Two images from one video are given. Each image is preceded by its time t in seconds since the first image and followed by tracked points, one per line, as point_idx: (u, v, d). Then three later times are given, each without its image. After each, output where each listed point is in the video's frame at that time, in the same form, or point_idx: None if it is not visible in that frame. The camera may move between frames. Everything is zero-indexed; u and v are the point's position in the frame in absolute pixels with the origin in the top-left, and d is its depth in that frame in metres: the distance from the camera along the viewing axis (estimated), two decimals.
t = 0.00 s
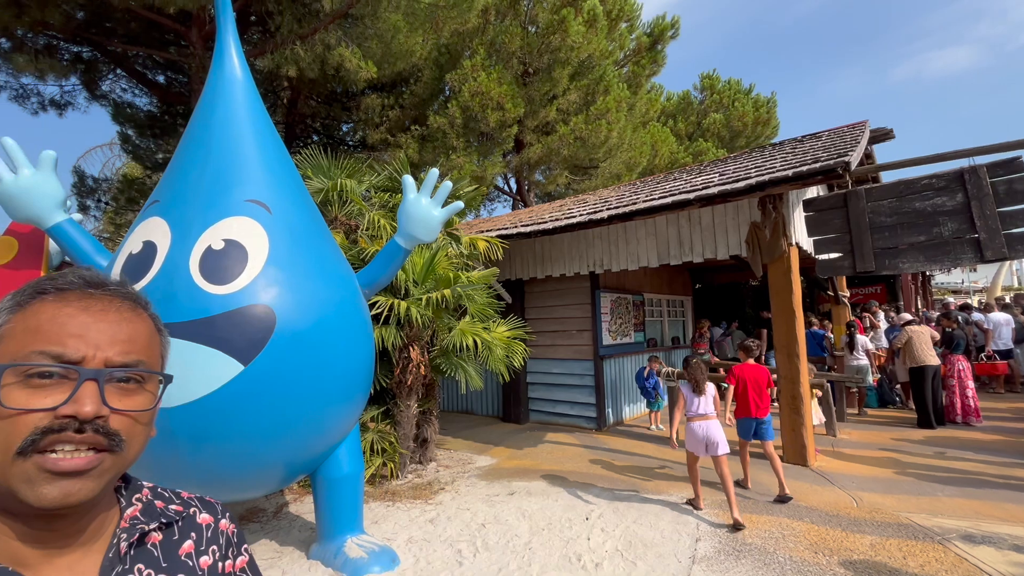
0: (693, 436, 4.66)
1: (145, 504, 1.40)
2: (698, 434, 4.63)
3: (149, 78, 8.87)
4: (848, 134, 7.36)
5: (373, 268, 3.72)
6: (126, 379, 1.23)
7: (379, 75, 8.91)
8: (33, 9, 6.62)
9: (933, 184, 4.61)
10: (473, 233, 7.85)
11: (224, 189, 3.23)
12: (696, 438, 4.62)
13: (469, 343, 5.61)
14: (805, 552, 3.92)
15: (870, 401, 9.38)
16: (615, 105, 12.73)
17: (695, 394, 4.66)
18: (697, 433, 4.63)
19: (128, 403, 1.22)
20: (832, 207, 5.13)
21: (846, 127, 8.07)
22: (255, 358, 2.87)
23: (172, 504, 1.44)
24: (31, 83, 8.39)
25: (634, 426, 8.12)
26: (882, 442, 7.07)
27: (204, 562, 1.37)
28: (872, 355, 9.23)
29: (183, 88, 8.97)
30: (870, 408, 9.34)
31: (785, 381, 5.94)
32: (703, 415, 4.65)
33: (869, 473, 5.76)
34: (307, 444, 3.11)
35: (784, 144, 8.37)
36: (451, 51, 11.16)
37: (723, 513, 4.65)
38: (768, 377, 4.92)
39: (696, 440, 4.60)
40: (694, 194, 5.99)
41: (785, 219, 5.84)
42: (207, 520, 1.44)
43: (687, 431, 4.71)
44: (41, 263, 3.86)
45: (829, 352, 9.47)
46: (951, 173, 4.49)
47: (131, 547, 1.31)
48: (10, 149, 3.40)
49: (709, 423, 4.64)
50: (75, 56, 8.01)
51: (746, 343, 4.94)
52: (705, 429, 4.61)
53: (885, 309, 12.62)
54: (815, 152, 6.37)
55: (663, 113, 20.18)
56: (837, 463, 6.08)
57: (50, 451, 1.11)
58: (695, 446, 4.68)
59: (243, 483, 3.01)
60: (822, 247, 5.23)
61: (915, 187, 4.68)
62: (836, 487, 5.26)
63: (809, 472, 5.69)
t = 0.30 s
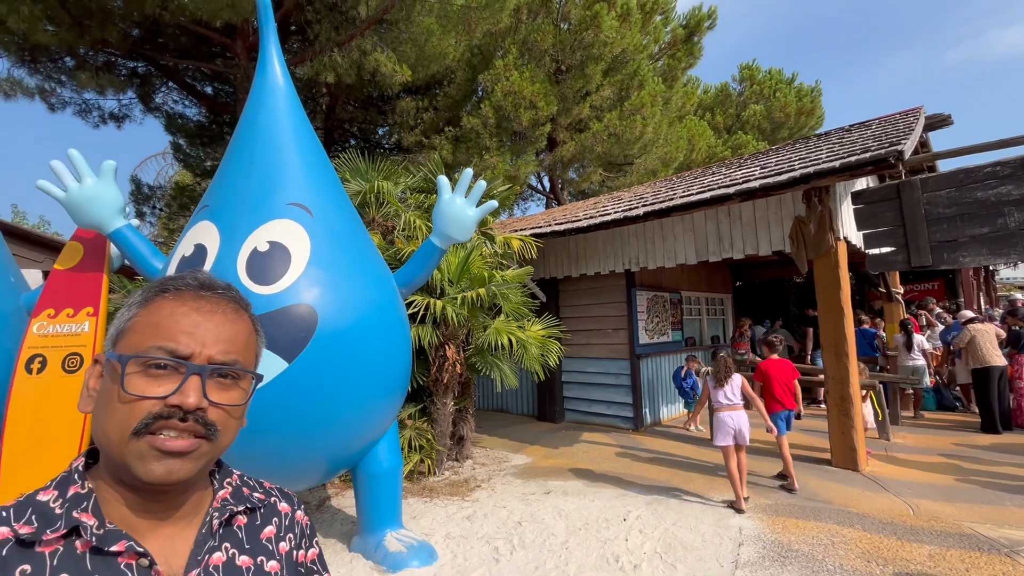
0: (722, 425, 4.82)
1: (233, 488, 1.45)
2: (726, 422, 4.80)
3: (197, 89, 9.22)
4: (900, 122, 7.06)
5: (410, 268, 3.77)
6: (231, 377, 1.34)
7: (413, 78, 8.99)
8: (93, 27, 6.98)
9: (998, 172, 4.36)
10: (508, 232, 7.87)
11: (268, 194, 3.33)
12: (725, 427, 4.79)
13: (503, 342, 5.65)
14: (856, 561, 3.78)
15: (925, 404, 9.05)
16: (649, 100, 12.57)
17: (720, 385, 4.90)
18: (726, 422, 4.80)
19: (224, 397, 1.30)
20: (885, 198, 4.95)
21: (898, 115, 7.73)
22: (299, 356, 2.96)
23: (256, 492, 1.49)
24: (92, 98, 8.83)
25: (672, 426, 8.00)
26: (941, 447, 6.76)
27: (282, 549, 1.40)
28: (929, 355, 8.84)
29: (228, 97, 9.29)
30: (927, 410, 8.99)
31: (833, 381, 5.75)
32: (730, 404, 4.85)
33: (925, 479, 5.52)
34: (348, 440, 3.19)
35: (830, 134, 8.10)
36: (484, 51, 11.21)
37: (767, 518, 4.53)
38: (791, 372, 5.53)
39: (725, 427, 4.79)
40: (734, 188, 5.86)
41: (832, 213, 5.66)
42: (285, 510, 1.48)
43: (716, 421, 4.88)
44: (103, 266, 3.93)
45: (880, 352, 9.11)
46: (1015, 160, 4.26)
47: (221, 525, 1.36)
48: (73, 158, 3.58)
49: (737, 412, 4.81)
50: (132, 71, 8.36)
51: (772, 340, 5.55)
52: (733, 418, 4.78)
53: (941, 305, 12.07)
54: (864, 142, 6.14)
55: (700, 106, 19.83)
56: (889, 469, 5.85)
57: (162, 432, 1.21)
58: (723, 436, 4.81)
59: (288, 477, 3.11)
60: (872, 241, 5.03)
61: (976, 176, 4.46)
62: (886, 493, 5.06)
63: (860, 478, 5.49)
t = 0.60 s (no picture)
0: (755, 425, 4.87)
1: (284, 479, 1.49)
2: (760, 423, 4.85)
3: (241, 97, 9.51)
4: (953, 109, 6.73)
5: (445, 267, 3.80)
6: (282, 368, 1.36)
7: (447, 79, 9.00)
8: (145, 41, 7.27)
9: None
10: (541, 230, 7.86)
11: (308, 197, 3.41)
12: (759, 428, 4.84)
13: (537, 340, 5.64)
14: (910, 571, 3.64)
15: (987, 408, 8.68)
16: (685, 93, 12.38)
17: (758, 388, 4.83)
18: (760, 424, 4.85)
19: (277, 393, 1.34)
20: (940, 189, 4.73)
21: (954, 101, 7.36)
22: (338, 355, 3.02)
23: (306, 483, 1.52)
24: (146, 109, 9.19)
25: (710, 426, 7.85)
26: (1003, 453, 6.43)
27: (334, 538, 1.43)
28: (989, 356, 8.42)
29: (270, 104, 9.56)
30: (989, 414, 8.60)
31: (884, 383, 5.54)
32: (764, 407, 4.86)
33: (984, 486, 5.26)
34: (387, 436, 3.24)
35: (877, 123, 7.80)
36: (516, 50, 11.20)
37: (813, 524, 4.40)
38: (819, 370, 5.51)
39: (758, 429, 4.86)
40: (775, 181, 5.69)
41: (882, 205, 5.44)
42: (335, 501, 1.52)
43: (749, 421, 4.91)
44: (158, 268, 4.14)
45: (936, 351, 8.73)
46: None
47: (271, 515, 1.39)
48: (130, 167, 3.74)
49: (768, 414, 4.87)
50: (181, 83, 8.65)
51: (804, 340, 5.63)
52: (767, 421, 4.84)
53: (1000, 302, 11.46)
54: (916, 130, 5.88)
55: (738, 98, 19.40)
56: (944, 475, 5.60)
57: (218, 422, 1.25)
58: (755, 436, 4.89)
59: (330, 471, 3.17)
60: (927, 235, 4.80)
61: None
62: (941, 500, 4.85)
63: (915, 484, 5.27)
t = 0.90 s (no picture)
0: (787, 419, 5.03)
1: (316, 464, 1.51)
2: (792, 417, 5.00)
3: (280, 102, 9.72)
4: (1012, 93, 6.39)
5: (478, 264, 3.81)
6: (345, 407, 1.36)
7: (478, 79, 9.03)
8: (192, 51, 7.51)
9: None
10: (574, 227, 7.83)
11: (345, 197, 3.48)
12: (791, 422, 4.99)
13: (571, 337, 5.62)
14: None
15: None
16: (721, 85, 12.14)
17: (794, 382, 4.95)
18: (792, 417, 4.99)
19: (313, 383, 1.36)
20: (999, 177, 4.51)
21: (1015, 85, 6.98)
22: (376, 353, 3.07)
23: (337, 469, 1.54)
24: (194, 116, 9.51)
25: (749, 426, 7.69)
26: None
27: (369, 514, 1.47)
28: None
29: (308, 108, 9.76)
30: None
31: (938, 383, 5.32)
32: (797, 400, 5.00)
33: None
34: (424, 430, 3.27)
35: (927, 111, 7.48)
36: (546, 46, 11.10)
37: (858, 529, 4.27)
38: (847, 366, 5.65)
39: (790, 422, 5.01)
40: (818, 173, 5.52)
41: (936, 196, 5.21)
42: (365, 483, 1.54)
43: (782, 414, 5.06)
44: (206, 268, 4.23)
45: (995, 351, 8.31)
46: None
47: (305, 497, 1.42)
48: (181, 172, 3.87)
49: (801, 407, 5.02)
50: (225, 90, 8.88)
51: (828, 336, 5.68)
52: (799, 414, 4.98)
53: None
54: (972, 116, 5.61)
55: (778, 88, 18.89)
56: (1003, 480, 5.34)
57: (289, 461, 1.27)
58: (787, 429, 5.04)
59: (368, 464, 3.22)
60: (986, 226, 4.57)
61: None
62: (998, 507, 4.63)
63: (971, 490, 5.04)
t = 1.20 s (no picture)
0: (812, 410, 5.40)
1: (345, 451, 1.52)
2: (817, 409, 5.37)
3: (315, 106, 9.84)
4: None
5: (509, 262, 3.81)
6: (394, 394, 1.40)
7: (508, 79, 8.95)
8: (234, 59, 7.70)
9: None
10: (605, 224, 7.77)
11: (380, 197, 3.53)
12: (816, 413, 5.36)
13: (601, 335, 5.59)
14: None
15: None
16: (757, 76, 11.88)
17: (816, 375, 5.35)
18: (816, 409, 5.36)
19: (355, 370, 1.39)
20: None
21: None
22: (411, 349, 3.10)
23: (365, 455, 1.55)
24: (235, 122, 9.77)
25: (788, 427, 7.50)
26: None
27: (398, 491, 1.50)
28: None
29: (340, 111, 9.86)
30: None
31: (993, 384, 5.10)
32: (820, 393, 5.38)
33: None
34: (457, 426, 3.29)
35: (977, 97, 7.16)
36: (576, 42, 10.97)
37: (904, 535, 4.12)
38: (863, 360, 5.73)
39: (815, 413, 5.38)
40: (861, 165, 5.34)
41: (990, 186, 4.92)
42: (391, 462, 1.58)
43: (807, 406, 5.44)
44: (249, 268, 4.26)
45: None
46: None
47: (341, 482, 1.43)
48: (226, 176, 3.98)
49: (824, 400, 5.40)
50: (265, 96, 9.05)
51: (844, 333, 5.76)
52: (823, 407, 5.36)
53: None
54: None
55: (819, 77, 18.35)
56: None
57: (349, 447, 1.32)
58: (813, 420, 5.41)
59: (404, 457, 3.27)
60: None
61: None
62: None
63: None
